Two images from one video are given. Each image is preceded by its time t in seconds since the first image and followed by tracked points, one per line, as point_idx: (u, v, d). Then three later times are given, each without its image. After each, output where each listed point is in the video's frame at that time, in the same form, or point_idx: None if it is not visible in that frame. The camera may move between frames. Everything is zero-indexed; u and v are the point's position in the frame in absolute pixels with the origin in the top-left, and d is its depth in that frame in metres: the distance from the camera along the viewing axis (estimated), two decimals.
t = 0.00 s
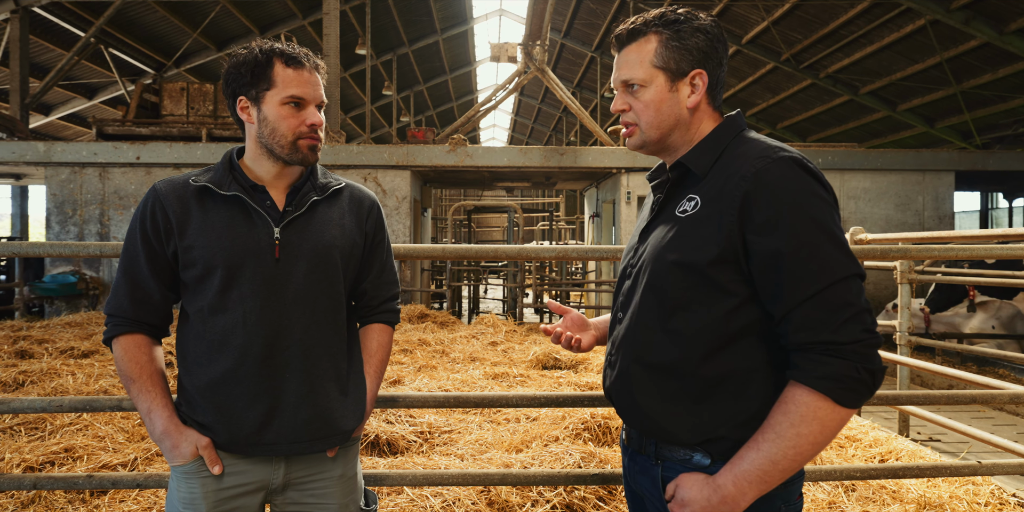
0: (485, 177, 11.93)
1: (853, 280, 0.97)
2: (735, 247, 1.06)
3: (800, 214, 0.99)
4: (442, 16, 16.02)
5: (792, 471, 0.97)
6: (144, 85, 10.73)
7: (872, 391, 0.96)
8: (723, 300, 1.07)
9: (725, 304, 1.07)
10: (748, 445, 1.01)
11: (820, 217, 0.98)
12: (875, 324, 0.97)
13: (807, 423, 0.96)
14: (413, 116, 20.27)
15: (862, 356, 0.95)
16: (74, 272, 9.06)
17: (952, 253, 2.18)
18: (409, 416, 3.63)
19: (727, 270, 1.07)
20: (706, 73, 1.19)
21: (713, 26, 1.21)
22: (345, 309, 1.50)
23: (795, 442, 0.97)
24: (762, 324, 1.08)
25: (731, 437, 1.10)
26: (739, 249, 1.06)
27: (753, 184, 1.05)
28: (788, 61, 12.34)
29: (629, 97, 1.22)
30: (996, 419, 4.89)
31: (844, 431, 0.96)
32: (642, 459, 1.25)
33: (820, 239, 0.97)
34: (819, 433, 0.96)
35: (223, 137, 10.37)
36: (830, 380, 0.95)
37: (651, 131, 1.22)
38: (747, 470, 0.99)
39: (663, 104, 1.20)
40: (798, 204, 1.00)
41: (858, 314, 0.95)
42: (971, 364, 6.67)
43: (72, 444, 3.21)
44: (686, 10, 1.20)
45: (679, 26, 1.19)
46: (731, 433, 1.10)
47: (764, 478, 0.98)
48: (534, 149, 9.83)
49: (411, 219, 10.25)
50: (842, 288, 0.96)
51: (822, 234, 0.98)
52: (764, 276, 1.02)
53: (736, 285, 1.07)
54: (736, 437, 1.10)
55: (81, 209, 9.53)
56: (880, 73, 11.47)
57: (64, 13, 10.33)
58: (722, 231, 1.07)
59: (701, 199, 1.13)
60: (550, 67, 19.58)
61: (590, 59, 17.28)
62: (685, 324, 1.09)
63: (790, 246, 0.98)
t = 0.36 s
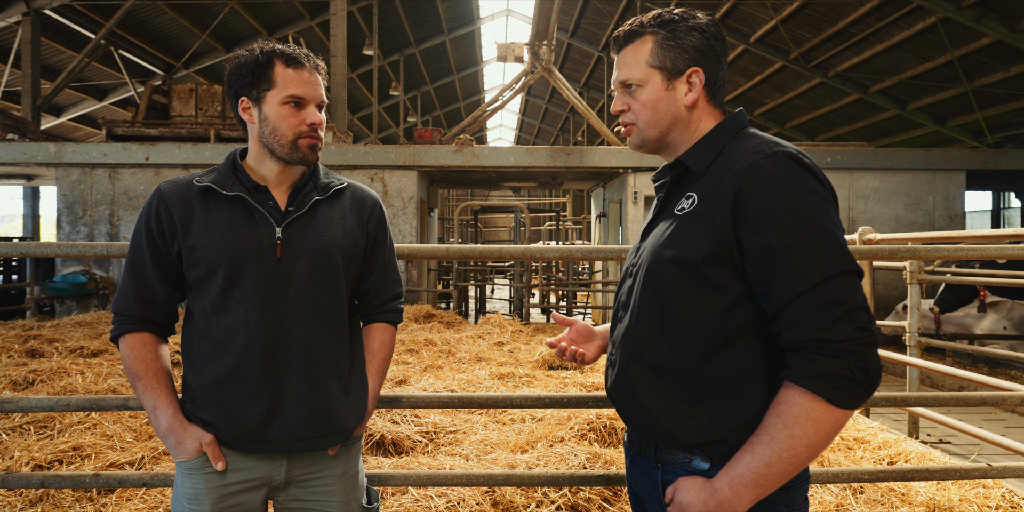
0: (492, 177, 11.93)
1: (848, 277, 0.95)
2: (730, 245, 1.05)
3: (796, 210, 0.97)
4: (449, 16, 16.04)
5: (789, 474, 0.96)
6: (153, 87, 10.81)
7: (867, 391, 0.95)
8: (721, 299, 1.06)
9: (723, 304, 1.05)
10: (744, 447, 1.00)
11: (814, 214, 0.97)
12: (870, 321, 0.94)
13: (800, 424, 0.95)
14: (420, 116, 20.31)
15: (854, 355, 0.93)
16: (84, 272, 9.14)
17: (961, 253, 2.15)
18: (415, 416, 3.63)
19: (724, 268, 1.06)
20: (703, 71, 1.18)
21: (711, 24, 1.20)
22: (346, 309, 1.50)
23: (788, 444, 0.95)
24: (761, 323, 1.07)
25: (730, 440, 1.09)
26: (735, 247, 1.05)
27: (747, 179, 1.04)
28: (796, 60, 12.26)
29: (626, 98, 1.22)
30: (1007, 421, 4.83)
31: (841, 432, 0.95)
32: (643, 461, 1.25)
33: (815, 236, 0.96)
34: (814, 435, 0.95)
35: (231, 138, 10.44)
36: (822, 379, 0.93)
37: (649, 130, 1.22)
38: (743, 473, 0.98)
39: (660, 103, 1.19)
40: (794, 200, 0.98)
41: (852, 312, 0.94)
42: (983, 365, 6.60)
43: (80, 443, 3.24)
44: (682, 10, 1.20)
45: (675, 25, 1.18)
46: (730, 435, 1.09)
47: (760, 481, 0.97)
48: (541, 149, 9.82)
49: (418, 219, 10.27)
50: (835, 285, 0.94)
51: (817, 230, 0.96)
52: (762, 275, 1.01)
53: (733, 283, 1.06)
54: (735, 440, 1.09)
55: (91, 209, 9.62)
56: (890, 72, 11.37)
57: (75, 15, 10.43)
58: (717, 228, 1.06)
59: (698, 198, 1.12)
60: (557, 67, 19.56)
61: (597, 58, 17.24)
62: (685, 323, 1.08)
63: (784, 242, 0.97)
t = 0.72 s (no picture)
0: (500, 177, 11.94)
1: (854, 277, 0.94)
2: (734, 246, 1.04)
3: (800, 210, 0.97)
4: (457, 17, 16.07)
5: (793, 476, 0.95)
6: (165, 88, 10.92)
7: (872, 392, 0.94)
8: (725, 301, 1.05)
9: (726, 304, 1.05)
10: (747, 450, 1.00)
11: (819, 214, 0.96)
12: (874, 322, 0.94)
13: (803, 426, 0.94)
14: (428, 116, 20.37)
15: (859, 356, 0.93)
16: (97, 272, 9.24)
17: (972, 253, 2.13)
18: (422, 416, 3.63)
19: (727, 270, 1.06)
20: (706, 71, 1.17)
21: (716, 24, 1.19)
22: (353, 309, 1.51)
23: (792, 446, 0.95)
24: (765, 324, 1.07)
25: (734, 442, 1.08)
26: (738, 248, 1.04)
27: (750, 180, 1.03)
28: (806, 58, 12.17)
29: (630, 98, 1.22)
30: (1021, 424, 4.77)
31: (845, 434, 0.94)
32: (648, 462, 1.24)
33: (819, 237, 0.95)
34: (818, 437, 0.94)
35: (241, 139, 10.52)
36: (825, 380, 0.93)
37: (652, 131, 1.21)
38: (747, 475, 0.98)
39: (663, 104, 1.19)
40: (798, 200, 0.97)
41: (856, 313, 0.93)
42: (996, 367, 6.51)
43: (91, 441, 3.28)
44: (687, 9, 1.19)
45: (679, 25, 1.18)
46: (734, 437, 1.08)
47: (763, 484, 0.96)
48: (549, 149, 9.81)
49: (426, 219, 10.30)
50: (839, 285, 0.94)
51: (821, 230, 0.95)
52: (766, 276, 1.01)
53: (736, 285, 1.05)
54: (739, 441, 1.08)
55: (103, 210, 9.72)
56: (902, 70, 11.26)
57: (88, 18, 10.56)
58: (720, 229, 1.05)
59: (702, 198, 1.12)
60: (566, 67, 19.55)
61: (605, 58, 17.20)
62: (690, 325, 1.08)
63: (787, 243, 0.96)
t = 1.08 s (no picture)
0: (510, 177, 11.94)
1: (861, 278, 0.93)
2: (738, 245, 1.04)
3: (806, 210, 0.96)
4: (468, 17, 16.10)
5: (795, 478, 0.95)
6: (178, 90, 11.05)
7: (877, 395, 0.93)
8: (729, 300, 1.05)
9: (731, 304, 1.04)
10: (750, 450, 0.99)
11: (825, 214, 0.95)
12: (881, 323, 0.93)
13: (807, 427, 0.93)
14: (439, 117, 20.43)
15: (865, 358, 0.92)
16: (112, 272, 9.37)
17: (986, 253, 2.10)
18: (430, 415, 3.64)
19: (731, 269, 1.05)
20: (707, 79, 1.17)
21: (725, 24, 1.17)
22: (361, 308, 1.52)
23: (796, 447, 0.94)
24: (770, 325, 1.06)
25: (736, 442, 1.08)
26: (743, 247, 1.03)
27: (756, 179, 1.03)
28: (820, 56, 12.04)
29: (633, 100, 1.22)
30: None
31: (850, 436, 0.93)
32: (651, 462, 1.24)
33: (825, 237, 0.94)
34: (822, 439, 0.93)
35: (253, 140, 10.61)
36: (831, 381, 0.92)
37: (653, 134, 1.22)
38: (749, 475, 0.97)
39: (664, 109, 1.19)
40: (804, 199, 0.96)
41: (863, 314, 0.92)
42: (1013, 369, 6.40)
43: (105, 438, 3.33)
44: (694, 9, 1.17)
45: (684, 28, 1.16)
46: (737, 437, 1.08)
47: (767, 485, 0.96)
48: (559, 149, 9.79)
49: (436, 219, 10.32)
50: (845, 286, 0.93)
51: (827, 229, 0.94)
52: (772, 276, 1.00)
53: (741, 284, 1.05)
54: (741, 442, 1.08)
55: (118, 211, 9.86)
56: (917, 67, 11.10)
57: (104, 21, 10.72)
58: (725, 227, 1.05)
59: (707, 197, 1.11)
60: (576, 67, 19.51)
61: (616, 57, 17.14)
62: (694, 323, 1.07)
63: (793, 242, 0.96)
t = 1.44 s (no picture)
0: (516, 177, 11.95)
1: (856, 278, 0.93)
2: (734, 245, 1.04)
3: (802, 210, 0.95)
4: (475, 18, 16.11)
5: (790, 478, 0.94)
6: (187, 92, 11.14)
7: (872, 395, 0.92)
8: (726, 300, 1.04)
9: (727, 305, 1.04)
10: (745, 450, 0.99)
11: (821, 214, 0.95)
12: (876, 324, 0.92)
13: (802, 427, 0.93)
14: (446, 117, 20.47)
15: (858, 358, 0.91)
16: (122, 271, 9.45)
17: (993, 253, 2.08)
18: (434, 415, 3.65)
19: (729, 269, 1.05)
20: (704, 74, 1.16)
21: (724, 22, 1.17)
22: (364, 306, 1.52)
23: (790, 447, 0.94)
24: (766, 325, 1.05)
25: (732, 443, 1.08)
26: (738, 248, 1.03)
27: (751, 179, 1.02)
28: (828, 55, 11.96)
29: (633, 97, 1.23)
30: None
31: (844, 439, 0.93)
32: (650, 462, 1.24)
33: (821, 237, 0.94)
34: (816, 440, 0.93)
35: (261, 141, 10.67)
36: (826, 382, 0.92)
37: (652, 130, 1.23)
38: (745, 476, 0.97)
39: (661, 106, 1.19)
40: (800, 198, 0.96)
41: (857, 314, 0.92)
42: None
43: (112, 437, 3.36)
44: (691, 8, 1.17)
45: (681, 26, 1.17)
46: (732, 437, 1.08)
47: (762, 484, 0.96)
48: (565, 149, 9.78)
49: (442, 219, 10.35)
50: (840, 286, 0.92)
51: (823, 229, 0.94)
52: (768, 276, 0.99)
53: (737, 284, 1.05)
54: (737, 442, 1.08)
55: (127, 211, 9.94)
56: (927, 65, 11.01)
57: (114, 23, 10.83)
58: (721, 227, 1.05)
59: (705, 197, 1.11)
60: (583, 67, 19.49)
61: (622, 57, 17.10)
62: (691, 323, 1.07)
63: (788, 242, 0.95)
